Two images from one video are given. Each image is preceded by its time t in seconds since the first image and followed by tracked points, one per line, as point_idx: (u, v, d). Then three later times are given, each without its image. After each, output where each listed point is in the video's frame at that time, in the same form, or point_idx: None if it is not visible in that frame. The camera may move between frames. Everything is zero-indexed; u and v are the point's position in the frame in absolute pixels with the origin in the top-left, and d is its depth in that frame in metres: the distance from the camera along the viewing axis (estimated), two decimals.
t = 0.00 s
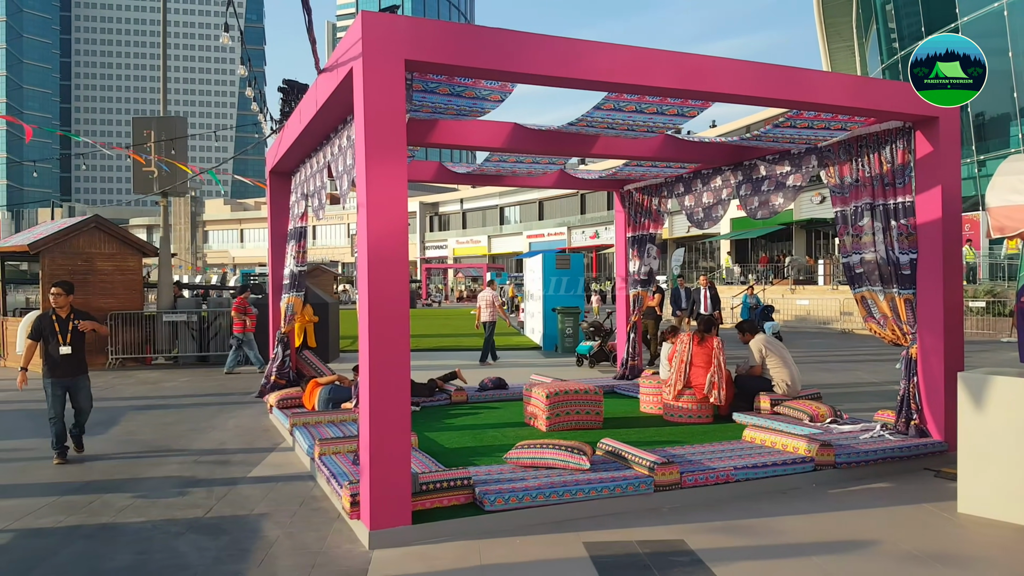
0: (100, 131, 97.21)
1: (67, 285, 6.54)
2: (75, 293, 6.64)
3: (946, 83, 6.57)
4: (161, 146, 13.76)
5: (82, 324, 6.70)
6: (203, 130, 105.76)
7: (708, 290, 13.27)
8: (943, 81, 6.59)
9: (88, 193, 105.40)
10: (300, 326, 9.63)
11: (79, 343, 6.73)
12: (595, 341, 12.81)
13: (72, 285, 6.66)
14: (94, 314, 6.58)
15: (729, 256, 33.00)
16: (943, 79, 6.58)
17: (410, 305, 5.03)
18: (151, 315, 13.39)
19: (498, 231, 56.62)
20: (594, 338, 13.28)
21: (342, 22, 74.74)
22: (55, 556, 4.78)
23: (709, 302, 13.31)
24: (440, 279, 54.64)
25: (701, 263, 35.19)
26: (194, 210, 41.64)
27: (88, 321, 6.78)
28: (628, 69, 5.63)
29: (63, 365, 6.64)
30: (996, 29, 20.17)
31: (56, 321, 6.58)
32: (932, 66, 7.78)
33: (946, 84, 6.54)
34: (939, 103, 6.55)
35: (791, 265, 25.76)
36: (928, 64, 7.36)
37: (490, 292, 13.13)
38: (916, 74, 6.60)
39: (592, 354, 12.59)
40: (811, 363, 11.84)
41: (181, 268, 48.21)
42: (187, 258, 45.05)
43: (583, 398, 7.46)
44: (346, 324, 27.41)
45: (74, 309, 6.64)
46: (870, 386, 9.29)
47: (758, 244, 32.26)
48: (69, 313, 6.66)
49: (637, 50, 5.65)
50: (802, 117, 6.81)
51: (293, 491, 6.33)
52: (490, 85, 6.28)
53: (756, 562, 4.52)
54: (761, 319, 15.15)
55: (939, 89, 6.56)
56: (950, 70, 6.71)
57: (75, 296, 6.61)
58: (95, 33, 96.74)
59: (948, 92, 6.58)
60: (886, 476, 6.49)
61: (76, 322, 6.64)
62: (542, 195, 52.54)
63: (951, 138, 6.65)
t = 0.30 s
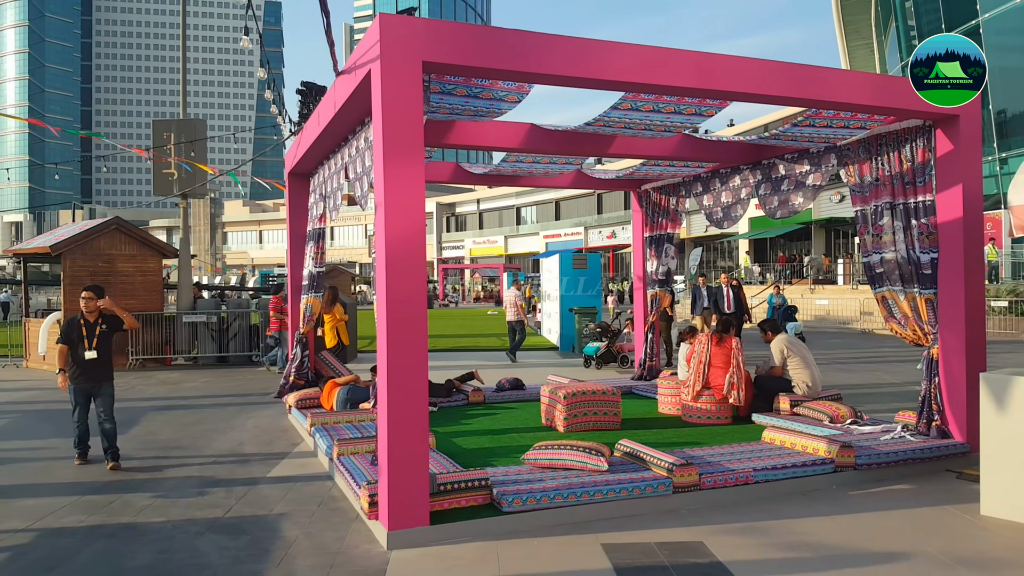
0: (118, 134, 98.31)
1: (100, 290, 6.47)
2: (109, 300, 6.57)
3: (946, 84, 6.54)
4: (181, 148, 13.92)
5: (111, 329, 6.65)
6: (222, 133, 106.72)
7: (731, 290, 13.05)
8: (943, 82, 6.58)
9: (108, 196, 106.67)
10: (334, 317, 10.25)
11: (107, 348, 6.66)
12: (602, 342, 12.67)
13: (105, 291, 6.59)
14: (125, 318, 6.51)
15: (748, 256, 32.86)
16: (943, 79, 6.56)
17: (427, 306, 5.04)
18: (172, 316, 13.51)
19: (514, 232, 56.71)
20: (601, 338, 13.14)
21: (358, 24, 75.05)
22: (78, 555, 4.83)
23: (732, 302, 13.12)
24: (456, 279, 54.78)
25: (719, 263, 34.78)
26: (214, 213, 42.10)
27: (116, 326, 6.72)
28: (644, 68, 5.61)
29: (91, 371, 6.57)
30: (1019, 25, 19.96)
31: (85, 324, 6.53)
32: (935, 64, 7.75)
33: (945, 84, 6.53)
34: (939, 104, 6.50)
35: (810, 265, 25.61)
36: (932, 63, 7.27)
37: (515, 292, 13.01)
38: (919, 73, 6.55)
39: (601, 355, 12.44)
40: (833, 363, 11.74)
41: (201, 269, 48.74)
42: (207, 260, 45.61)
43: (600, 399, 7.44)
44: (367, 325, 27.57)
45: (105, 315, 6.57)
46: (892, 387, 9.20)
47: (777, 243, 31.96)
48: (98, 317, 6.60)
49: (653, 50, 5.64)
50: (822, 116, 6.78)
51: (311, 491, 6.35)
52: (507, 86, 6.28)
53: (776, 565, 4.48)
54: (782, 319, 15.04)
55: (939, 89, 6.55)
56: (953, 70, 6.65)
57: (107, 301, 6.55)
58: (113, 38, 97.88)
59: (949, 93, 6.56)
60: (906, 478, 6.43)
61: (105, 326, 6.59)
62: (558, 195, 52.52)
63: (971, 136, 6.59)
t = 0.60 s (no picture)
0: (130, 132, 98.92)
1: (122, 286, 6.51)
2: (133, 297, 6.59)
3: (946, 84, 6.40)
4: (195, 147, 13.98)
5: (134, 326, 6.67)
6: (237, 131, 107.23)
7: (753, 290, 12.61)
8: (943, 82, 6.44)
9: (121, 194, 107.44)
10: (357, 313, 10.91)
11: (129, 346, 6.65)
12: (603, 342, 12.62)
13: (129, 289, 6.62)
14: (142, 313, 6.49)
15: (761, 255, 32.71)
16: (943, 79, 6.42)
17: (441, 305, 5.05)
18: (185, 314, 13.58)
19: (526, 231, 56.71)
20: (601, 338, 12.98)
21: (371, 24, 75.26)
22: (93, 550, 4.86)
23: (754, 303, 12.62)
24: (468, 278, 54.87)
25: (733, 262, 34.58)
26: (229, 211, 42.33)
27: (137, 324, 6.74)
28: (658, 67, 5.59)
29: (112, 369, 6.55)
30: None
31: (107, 320, 6.58)
32: (934, 64, 7.46)
33: (946, 84, 6.39)
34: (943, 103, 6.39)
35: (824, 265, 25.51)
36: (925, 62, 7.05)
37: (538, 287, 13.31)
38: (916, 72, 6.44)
39: (601, 355, 12.44)
40: (850, 364, 11.66)
41: (215, 267, 49.03)
42: (221, 258, 45.92)
43: (613, 399, 7.43)
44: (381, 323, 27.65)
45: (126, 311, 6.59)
46: (907, 388, 9.14)
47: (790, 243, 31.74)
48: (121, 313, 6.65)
49: (668, 49, 5.61)
50: (838, 115, 6.73)
51: (323, 488, 6.37)
52: (521, 85, 6.27)
53: (790, 566, 4.46)
54: (798, 320, 14.92)
55: (939, 89, 6.42)
56: (954, 72, 6.66)
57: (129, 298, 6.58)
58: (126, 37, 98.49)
59: (949, 92, 6.43)
60: (920, 480, 6.39)
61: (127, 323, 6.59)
62: (571, 194, 52.48)
63: (989, 135, 6.54)
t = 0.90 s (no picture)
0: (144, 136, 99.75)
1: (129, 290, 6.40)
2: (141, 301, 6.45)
3: (946, 83, 6.24)
4: (209, 149, 14.06)
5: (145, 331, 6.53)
6: (251, 133, 107.92)
7: (774, 288, 12.39)
8: (943, 82, 6.26)
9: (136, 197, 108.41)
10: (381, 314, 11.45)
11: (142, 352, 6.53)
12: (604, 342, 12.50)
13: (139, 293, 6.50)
14: (146, 316, 6.34)
15: (776, 253, 32.50)
16: (944, 79, 6.26)
17: (455, 305, 5.05)
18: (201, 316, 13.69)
19: (538, 231, 56.72)
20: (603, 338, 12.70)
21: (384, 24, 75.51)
22: (111, 551, 4.91)
23: (775, 300, 12.45)
24: (480, 278, 54.96)
25: (747, 260, 34.41)
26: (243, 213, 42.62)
27: (150, 329, 6.61)
28: (669, 64, 5.56)
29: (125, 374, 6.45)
30: None
31: (118, 325, 6.51)
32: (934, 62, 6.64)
33: (946, 84, 6.23)
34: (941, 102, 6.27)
35: (839, 262, 25.33)
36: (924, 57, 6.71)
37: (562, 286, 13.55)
38: (918, 70, 6.29)
39: (601, 355, 12.36)
40: (867, 362, 11.57)
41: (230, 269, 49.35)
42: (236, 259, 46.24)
43: (627, 398, 7.41)
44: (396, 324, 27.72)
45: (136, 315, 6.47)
46: (924, 386, 9.06)
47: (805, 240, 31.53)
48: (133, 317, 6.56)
49: (679, 46, 5.58)
50: (852, 111, 6.68)
51: (338, 489, 6.39)
52: (532, 85, 6.26)
53: (806, 566, 4.43)
54: (817, 318, 14.79)
55: (939, 89, 6.26)
56: (953, 73, 6.28)
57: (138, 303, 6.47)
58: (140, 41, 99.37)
59: (949, 93, 6.28)
60: (937, 479, 6.33)
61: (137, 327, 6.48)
62: (583, 193, 52.42)
63: (1007, 130, 6.46)
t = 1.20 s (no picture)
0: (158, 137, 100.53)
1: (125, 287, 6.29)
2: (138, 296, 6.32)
3: (946, 83, 6.06)
4: (224, 151, 14.14)
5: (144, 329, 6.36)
6: (265, 135, 108.57)
7: (796, 292, 12.30)
8: (943, 82, 6.08)
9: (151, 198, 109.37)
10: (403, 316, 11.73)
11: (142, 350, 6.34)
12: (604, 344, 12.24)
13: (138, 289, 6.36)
14: (143, 310, 6.17)
15: (791, 255, 32.30)
16: (944, 78, 6.08)
17: (468, 307, 5.04)
18: (216, 316, 13.78)
19: (551, 232, 56.72)
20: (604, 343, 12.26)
21: (396, 26, 75.84)
22: (127, 549, 4.93)
23: (796, 304, 12.36)
24: (492, 279, 55.06)
25: (760, 262, 34.25)
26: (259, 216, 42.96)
27: (150, 328, 6.45)
28: (683, 65, 5.54)
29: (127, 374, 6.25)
30: None
31: (116, 326, 6.35)
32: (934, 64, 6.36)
33: (946, 84, 6.05)
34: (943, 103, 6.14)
35: (853, 265, 25.21)
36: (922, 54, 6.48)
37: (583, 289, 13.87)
38: (918, 70, 6.16)
39: (602, 356, 12.13)
40: (884, 366, 11.50)
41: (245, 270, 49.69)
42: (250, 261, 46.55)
43: (640, 401, 7.38)
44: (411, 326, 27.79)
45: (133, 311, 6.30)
46: (942, 390, 8.97)
47: (819, 242, 31.33)
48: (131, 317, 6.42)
49: (694, 48, 5.56)
50: (869, 112, 6.63)
51: (352, 489, 6.40)
52: (546, 86, 6.26)
53: (822, 570, 4.40)
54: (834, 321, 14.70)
55: (938, 89, 6.10)
56: (953, 70, 6.12)
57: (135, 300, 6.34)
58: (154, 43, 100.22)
59: (949, 92, 6.13)
60: (955, 483, 6.26)
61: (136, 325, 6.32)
62: (596, 194, 52.35)
63: None
